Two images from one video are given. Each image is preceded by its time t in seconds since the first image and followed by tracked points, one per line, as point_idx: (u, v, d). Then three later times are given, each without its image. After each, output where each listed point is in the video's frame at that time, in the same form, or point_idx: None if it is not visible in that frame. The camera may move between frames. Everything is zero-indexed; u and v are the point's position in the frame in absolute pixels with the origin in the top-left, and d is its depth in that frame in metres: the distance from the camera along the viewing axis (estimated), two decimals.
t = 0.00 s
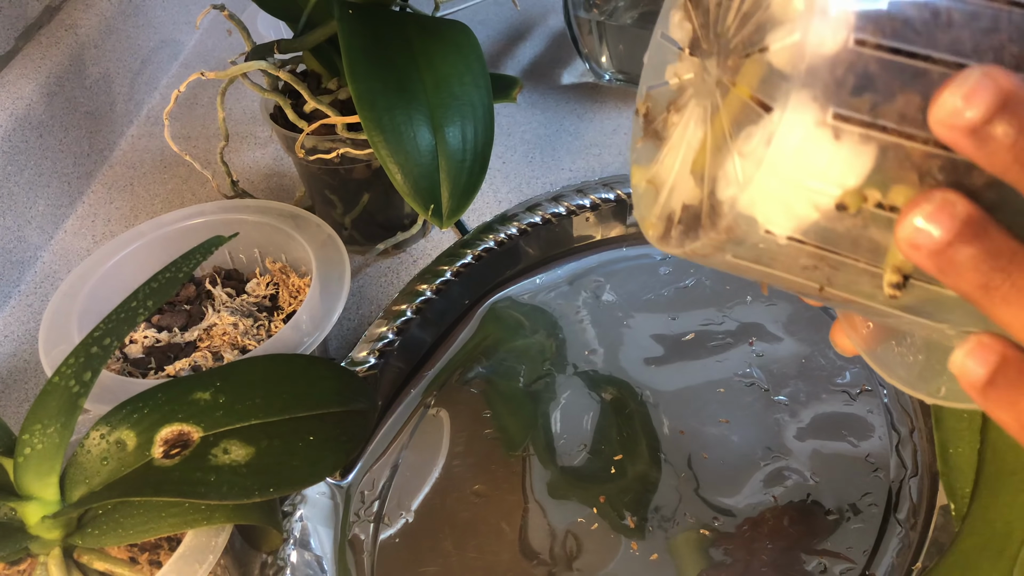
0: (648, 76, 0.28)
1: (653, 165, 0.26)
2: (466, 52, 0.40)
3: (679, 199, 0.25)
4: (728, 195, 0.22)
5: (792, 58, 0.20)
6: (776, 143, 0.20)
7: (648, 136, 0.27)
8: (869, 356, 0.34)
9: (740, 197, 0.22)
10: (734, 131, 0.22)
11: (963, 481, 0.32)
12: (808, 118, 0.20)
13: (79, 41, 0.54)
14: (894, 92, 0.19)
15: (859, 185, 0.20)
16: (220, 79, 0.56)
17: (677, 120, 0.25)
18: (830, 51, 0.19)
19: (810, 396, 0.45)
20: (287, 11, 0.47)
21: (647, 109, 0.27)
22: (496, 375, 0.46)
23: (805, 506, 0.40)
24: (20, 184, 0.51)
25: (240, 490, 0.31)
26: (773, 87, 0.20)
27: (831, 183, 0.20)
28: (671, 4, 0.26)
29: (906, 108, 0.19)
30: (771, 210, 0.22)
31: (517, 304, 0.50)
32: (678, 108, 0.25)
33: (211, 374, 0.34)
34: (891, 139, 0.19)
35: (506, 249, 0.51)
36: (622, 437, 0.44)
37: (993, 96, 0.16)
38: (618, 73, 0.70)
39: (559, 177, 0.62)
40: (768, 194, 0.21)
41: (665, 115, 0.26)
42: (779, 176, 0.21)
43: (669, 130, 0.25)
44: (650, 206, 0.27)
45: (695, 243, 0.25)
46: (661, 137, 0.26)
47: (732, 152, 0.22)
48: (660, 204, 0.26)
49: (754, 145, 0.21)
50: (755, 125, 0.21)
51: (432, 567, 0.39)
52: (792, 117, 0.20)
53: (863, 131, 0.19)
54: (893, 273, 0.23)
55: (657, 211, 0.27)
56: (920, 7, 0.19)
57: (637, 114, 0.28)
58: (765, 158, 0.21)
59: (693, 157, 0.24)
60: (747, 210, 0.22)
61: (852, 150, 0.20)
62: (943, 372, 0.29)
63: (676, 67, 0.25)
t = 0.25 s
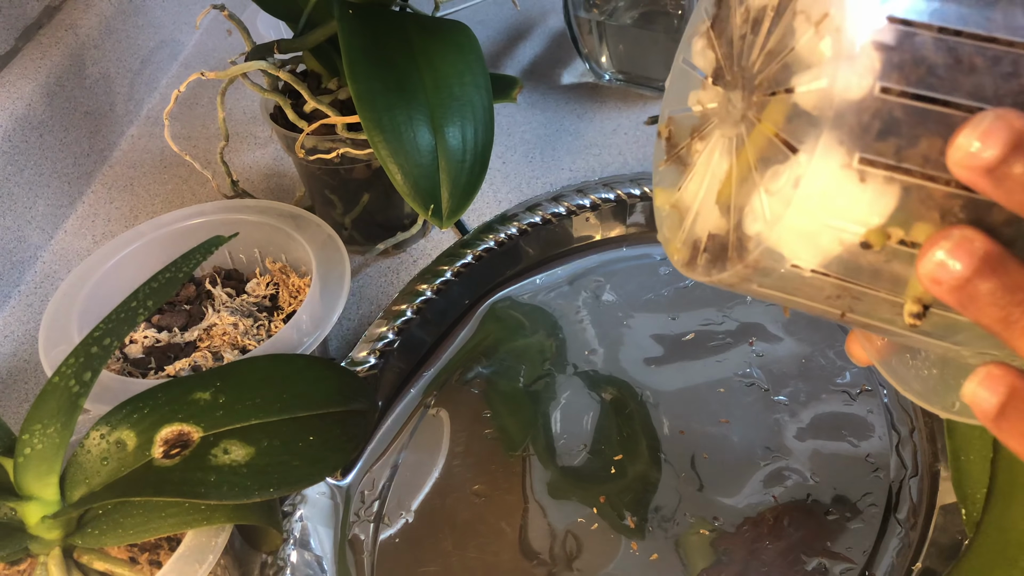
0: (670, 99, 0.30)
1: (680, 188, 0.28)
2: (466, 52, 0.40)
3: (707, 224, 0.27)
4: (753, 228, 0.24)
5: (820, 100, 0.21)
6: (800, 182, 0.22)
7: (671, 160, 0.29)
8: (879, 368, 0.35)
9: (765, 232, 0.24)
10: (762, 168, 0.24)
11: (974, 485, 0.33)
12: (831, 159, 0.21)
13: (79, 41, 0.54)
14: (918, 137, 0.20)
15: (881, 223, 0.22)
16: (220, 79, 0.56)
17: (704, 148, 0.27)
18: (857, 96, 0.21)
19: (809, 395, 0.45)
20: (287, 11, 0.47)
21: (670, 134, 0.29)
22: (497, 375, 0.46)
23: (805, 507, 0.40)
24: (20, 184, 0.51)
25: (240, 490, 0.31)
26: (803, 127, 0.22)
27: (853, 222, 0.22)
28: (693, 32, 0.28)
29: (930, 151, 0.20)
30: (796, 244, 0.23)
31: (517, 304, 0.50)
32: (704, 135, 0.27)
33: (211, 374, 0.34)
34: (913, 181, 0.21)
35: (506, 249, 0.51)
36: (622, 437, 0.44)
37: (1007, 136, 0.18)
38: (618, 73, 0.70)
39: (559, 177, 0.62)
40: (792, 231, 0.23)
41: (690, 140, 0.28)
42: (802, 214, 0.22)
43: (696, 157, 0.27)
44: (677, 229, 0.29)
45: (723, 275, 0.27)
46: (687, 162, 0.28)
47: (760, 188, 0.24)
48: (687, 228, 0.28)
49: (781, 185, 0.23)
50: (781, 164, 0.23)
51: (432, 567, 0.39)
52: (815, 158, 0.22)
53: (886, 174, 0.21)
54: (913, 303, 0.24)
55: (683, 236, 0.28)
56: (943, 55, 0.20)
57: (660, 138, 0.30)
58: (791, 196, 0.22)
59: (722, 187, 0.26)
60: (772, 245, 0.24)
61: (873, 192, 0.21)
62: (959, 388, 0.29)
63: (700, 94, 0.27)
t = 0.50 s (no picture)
0: (677, 97, 0.31)
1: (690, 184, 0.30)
2: (466, 52, 0.40)
3: (721, 228, 0.28)
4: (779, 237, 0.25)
5: (861, 109, 0.22)
6: (835, 195, 0.23)
7: (681, 154, 0.30)
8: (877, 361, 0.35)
9: (794, 243, 0.24)
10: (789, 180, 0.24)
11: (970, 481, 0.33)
12: (870, 172, 0.22)
13: (79, 41, 0.54)
14: (957, 149, 0.21)
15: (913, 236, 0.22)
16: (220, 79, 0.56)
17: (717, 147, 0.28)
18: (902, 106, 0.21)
19: (810, 396, 0.45)
20: (287, 11, 0.47)
21: (678, 127, 0.31)
22: (497, 375, 0.46)
23: (805, 507, 0.40)
24: (20, 184, 0.51)
25: (240, 490, 0.31)
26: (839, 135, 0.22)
27: (885, 235, 0.23)
28: (704, 23, 0.29)
29: (969, 165, 0.21)
30: (827, 255, 0.24)
31: (517, 304, 0.50)
32: (717, 133, 0.28)
33: (211, 374, 0.34)
34: (949, 194, 0.21)
35: (506, 249, 0.51)
36: (622, 436, 0.44)
37: None
38: (618, 73, 0.70)
39: (559, 177, 0.62)
40: (824, 242, 0.24)
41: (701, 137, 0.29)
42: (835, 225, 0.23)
43: (707, 154, 0.28)
44: (689, 229, 0.30)
45: (745, 282, 0.27)
46: (697, 158, 0.29)
47: (786, 199, 0.24)
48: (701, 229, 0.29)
49: (815, 198, 0.23)
50: (812, 176, 0.23)
51: (432, 567, 0.39)
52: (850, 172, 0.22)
53: (924, 188, 0.21)
54: (938, 313, 0.24)
55: (696, 237, 0.30)
56: (973, 59, 0.21)
57: (668, 130, 0.32)
58: (826, 209, 0.23)
59: (742, 195, 0.26)
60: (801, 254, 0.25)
61: (909, 207, 0.22)
62: (960, 386, 0.30)
63: (712, 90, 0.28)
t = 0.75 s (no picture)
0: (677, 82, 0.32)
1: (692, 175, 0.30)
2: (466, 52, 0.40)
3: (724, 222, 0.28)
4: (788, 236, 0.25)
5: (875, 108, 0.22)
6: (849, 196, 0.23)
7: (682, 145, 0.31)
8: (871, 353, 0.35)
9: (803, 242, 0.24)
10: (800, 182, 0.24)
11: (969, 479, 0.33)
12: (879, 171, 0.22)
13: (79, 41, 0.54)
14: (972, 151, 0.21)
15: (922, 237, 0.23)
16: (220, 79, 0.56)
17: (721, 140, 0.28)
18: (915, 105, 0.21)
19: (810, 396, 0.45)
20: (287, 11, 0.47)
21: (678, 118, 0.31)
22: (497, 375, 0.46)
23: (804, 506, 0.40)
24: (20, 184, 0.51)
25: (240, 490, 0.31)
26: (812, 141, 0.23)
27: (896, 235, 0.23)
28: (705, 13, 0.30)
29: (983, 166, 0.21)
30: (836, 257, 0.24)
31: (517, 304, 0.50)
32: (720, 125, 0.28)
33: (211, 374, 0.34)
34: (960, 195, 0.22)
35: (506, 249, 0.51)
36: (622, 437, 0.44)
37: None
38: (618, 73, 0.70)
39: (559, 177, 0.62)
40: (834, 242, 0.24)
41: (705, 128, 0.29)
42: (850, 226, 0.23)
43: (712, 146, 0.29)
44: (690, 224, 0.30)
45: (749, 281, 0.27)
46: (700, 150, 0.29)
47: (797, 197, 0.24)
48: (703, 224, 0.29)
49: (828, 198, 0.23)
50: (823, 175, 0.23)
51: (432, 567, 0.39)
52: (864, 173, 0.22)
53: (937, 189, 0.22)
54: (942, 312, 0.25)
55: (697, 232, 0.29)
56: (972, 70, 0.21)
57: (668, 120, 0.32)
58: (838, 209, 0.23)
59: (749, 192, 0.26)
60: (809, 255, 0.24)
61: (920, 209, 0.22)
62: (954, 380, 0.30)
63: (715, 80, 0.28)
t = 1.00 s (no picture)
0: (686, 76, 0.32)
1: (699, 177, 0.30)
2: (466, 52, 0.40)
3: (732, 230, 0.29)
4: (800, 254, 0.25)
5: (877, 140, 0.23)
6: (854, 226, 0.23)
7: (688, 143, 0.31)
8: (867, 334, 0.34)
9: (808, 263, 0.25)
10: (805, 202, 0.25)
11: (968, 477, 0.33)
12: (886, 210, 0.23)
13: (79, 41, 0.54)
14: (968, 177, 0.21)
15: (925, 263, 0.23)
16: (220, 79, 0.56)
17: (727, 147, 0.28)
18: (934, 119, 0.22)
19: (810, 395, 0.45)
20: (287, 11, 0.47)
21: (685, 115, 0.31)
22: (497, 375, 0.46)
23: (803, 506, 0.40)
24: (20, 184, 0.51)
25: (239, 490, 0.31)
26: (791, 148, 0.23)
27: (898, 261, 0.23)
28: (716, 11, 0.30)
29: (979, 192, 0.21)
30: (839, 276, 0.25)
31: (517, 304, 0.50)
32: (728, 130, 0.29)
33: (211, 374, 0.34)
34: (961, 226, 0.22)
35: (506, 249, 0.51)
36: (622, 437, 0.44)
37: None
38: (618, 73, 0.70)
39: (559, 177, 0.62)
40: (839, 266, 0.25)
41: (712, 133, 0.29)
42: (851, 252, 0.24)
43: (718, 151, 0.29)
44: (698, 225, 0.31)
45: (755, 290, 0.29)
46: (707, 151, 0.30)
47: (804, 219, 0.25)
48: (711, 228, 0.30)
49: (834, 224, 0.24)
50: (832, 203, 0.24)
51: (432, 567, 0.38)
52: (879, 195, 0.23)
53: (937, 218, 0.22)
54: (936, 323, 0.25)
55: (706, 236, 0.30)
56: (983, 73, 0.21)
57: (676, 115, 0.32)
58: (843, 236, 0.24)
59: (752, 205, 0.27)
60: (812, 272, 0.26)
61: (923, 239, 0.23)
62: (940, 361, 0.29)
63: (725, 82, 0.29)
